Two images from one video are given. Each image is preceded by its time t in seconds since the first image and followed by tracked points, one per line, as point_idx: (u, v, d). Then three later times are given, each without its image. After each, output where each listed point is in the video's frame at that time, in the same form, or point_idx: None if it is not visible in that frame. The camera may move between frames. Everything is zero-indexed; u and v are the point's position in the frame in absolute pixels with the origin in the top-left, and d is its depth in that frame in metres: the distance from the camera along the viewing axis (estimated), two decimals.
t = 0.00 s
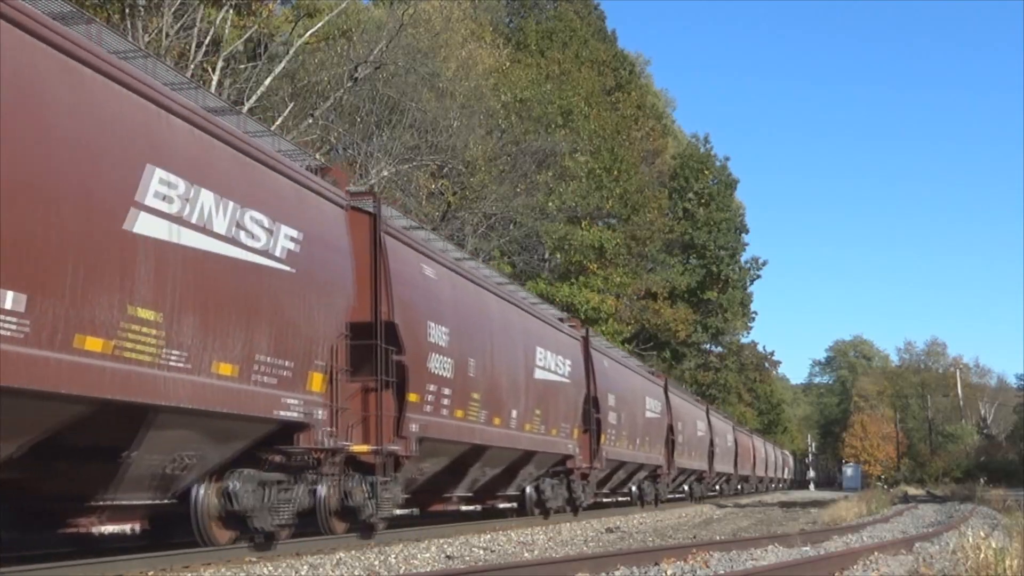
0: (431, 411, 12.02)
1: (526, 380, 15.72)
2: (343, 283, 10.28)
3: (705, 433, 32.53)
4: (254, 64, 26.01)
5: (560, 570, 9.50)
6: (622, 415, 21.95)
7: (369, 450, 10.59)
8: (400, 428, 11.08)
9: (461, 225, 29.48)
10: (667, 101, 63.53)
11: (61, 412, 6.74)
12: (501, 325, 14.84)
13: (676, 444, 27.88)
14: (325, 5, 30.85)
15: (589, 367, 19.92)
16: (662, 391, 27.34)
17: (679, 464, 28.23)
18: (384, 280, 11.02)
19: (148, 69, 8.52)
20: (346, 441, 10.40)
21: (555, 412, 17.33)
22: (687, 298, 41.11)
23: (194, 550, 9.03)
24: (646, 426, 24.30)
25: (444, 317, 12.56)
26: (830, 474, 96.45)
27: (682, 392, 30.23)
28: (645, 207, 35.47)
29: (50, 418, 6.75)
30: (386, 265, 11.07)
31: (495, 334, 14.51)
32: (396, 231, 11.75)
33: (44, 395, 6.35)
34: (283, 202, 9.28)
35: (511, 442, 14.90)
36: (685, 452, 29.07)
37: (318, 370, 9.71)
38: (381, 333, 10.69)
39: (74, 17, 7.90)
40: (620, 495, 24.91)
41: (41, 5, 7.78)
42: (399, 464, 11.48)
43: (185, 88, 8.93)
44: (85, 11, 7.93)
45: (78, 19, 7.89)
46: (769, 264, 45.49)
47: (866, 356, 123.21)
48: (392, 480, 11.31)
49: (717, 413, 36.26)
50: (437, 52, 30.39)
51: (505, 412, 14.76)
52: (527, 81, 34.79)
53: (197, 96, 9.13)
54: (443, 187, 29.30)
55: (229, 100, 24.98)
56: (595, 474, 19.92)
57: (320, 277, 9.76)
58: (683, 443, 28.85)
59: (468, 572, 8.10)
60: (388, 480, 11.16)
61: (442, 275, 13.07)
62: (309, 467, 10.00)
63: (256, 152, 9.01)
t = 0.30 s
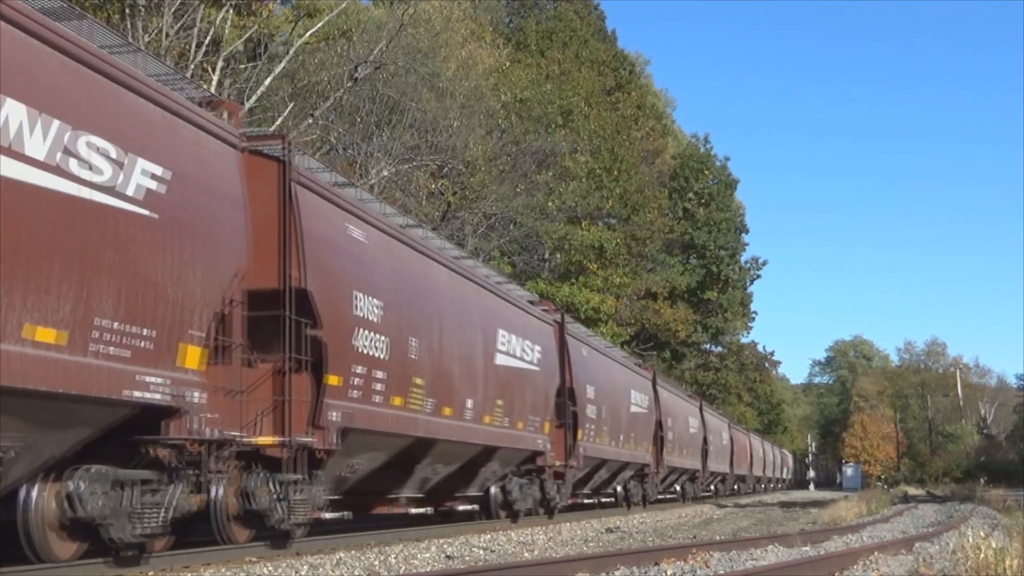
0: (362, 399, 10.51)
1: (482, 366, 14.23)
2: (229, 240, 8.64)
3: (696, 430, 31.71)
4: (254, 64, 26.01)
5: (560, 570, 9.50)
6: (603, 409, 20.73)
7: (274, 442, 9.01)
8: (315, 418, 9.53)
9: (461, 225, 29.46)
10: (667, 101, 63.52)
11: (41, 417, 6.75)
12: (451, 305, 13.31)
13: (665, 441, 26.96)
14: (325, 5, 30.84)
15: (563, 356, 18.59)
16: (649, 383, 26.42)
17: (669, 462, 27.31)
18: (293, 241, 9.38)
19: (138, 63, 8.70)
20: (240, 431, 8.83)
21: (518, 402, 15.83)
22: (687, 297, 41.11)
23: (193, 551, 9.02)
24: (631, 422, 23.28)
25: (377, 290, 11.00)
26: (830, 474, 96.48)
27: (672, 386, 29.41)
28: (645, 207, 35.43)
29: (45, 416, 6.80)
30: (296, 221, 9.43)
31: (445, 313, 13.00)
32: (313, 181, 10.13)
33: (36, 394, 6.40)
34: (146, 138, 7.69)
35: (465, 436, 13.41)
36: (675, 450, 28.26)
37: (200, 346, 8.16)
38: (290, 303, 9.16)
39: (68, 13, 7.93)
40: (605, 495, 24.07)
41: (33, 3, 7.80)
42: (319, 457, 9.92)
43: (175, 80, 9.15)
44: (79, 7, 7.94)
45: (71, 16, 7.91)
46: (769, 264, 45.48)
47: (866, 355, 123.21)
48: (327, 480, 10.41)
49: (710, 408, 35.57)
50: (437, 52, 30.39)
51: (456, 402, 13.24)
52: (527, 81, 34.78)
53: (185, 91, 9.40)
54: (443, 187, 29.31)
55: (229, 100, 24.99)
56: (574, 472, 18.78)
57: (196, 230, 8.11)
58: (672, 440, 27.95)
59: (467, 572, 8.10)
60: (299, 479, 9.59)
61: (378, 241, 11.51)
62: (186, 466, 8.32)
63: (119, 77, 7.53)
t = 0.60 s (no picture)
0: (258, 381, 8.85)
1: (428, 349, 12.47)
2: (59, 176, 7.19)
3: (689, 428, 30.29)
4: (254, 63, 26.01)
5: (560, 570, 9.50)
6: (581, 401, 18.90)
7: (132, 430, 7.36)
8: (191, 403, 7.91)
9: (461, 225, 29.43)
10: (667, 101, 63.45)
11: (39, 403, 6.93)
12: (389, 277, 11.56)
13: (654, 438, 25.25)
14: (325, 5, 30.83)
15: (534, 342, 16.73)
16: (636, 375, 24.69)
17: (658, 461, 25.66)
18: (163, 185, 7.83)
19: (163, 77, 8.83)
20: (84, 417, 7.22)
21: (476, 392, 14.05)
22: (687, 297, 41.11)
23: (193, 551, 9.02)
24: (614, 417, 21.50)
25: (282, 253, 9.30)
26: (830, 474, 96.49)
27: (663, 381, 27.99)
28: (645, 207, 35.41)
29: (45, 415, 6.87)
30: (166, 159, 7.86)
31: (379, 285, 11.24)
32: (196, 115, 8.49)
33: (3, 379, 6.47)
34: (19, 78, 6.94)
35: (404, 429, 11.67)
36: (664, 449, 26.68)
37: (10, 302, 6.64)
38: (156, 259, 7.64)
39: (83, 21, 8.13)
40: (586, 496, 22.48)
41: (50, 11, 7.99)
42: (198, 451, 8.24)
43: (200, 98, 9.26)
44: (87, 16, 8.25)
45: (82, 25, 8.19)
46: (769, 264, 45.47)
47: (866, 356, 123.19)
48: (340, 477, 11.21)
49: (705, 404, 34.19)
50: (437, 52, 30.40)
51: (394, 389, 11.47)
52: (527, 81, 34.79)
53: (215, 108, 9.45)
54: (443, 186, 29.31)
55: (229, 100, 24.99)
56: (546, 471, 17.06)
57: (9, 153, 6.71)
58: (662, 438, 26.29)
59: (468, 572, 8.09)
60: (173, 477, 7.83)
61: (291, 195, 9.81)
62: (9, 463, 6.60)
63: (19, 23, 6.99)
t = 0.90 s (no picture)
0: (100, 354, 6.61)
1: (356, 325, 10.03)
2: None
3: (682, 425, 28.46)
4: (254, 63, 26.01)
5: (560, 570, 9.50)
6: (554, 391, 16.53)
7: None
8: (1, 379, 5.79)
9: (461, 225, 29.41)
10: (667, 101, 63.45)
11: (90, 423, 6.96)
12: (303, 233, 9.15)
13: (641, 435, 23.09)
14: (325, 5, 30.83)
15: (499, 323, 14.24)
16: (621, 366, 22.45)
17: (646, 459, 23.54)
18: None
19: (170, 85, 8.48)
20: None
21: (422, 377, 11.55)
22: (687, 297, 41.09)
23: (193, 551, 9.02)
24: (593, 409, 19.11)
25: (139, 188, 6.96)
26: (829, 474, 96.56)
27: (654, 374, 26.17)
28: (645, 207, 35.38)
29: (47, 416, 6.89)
30: None
31: (287, 243, 8.87)
32: (30, 20, 6.31)
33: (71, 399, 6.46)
34: None
35: (318, 420, 9.22)
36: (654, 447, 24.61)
37: None
38: None
39: (99, 34, 7.97)
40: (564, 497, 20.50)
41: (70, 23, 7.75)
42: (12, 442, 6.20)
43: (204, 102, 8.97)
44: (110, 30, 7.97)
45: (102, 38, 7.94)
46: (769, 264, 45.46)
47: (866, 356, 123.17)
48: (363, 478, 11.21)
49: (698, 399, 32.41)
50: (437, 52, 30.40)
51: (303, 371, 9.01)
52: (527, 81, 34.78)
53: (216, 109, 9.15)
54: (443, 186, 29.29)
55: (229, 100, 24.98)
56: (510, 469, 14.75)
57: None
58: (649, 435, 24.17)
59: (468, 572, 8.08)
60: None
61: (162, 119, 7.48)
62: None
63: None
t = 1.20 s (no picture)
0: None
1: (251, 287, 8.36)
2: None
3: (670, 420, 27.09)
4: (254, 64, 26.00)
5: (560, 570, 9.50)
6: (519, 381, 15.11)
7: None
8: None
9: (461, 225, 29.44)
10: (667, 101, 63.44)
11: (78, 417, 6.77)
12: (174, 181, 7.50)
13: (623, 431, 21.62)
14: (325, 5, 30.82)
15: (444, 302, 12.67)
16: (602, 357, 20.95)
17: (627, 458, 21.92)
18: None
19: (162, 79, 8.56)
20: None
21: (342, 355, 9.88)
22: (687, 297, 41.11)
23: (192, 551, 9.02)
24: (566, 402, 17.66)
25: None
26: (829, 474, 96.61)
27: (638, 367, 24.79)
28: (645, 207, 35.38)
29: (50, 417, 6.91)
30: None
31: (152, 190, 7.22)
32: None
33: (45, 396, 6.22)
34: None
35: (193, 402, 7.49)
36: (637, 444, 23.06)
37: None
38: None
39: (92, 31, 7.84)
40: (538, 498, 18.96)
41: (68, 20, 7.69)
42: None
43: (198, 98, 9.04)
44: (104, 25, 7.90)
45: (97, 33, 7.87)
46: (769, 264, 45.45)
47: (866, 356, 123.24)
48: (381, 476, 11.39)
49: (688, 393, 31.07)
50: (437, 51, 30.40)
51: (175, 345, 7.36)
52: (527, 81, 34.77)
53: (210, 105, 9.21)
54: (443, 186, 29.29)
55: (229, 100, 24.98)
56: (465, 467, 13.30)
57: None
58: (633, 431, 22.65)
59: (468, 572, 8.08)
60: None
61: None
62: None
63: None
